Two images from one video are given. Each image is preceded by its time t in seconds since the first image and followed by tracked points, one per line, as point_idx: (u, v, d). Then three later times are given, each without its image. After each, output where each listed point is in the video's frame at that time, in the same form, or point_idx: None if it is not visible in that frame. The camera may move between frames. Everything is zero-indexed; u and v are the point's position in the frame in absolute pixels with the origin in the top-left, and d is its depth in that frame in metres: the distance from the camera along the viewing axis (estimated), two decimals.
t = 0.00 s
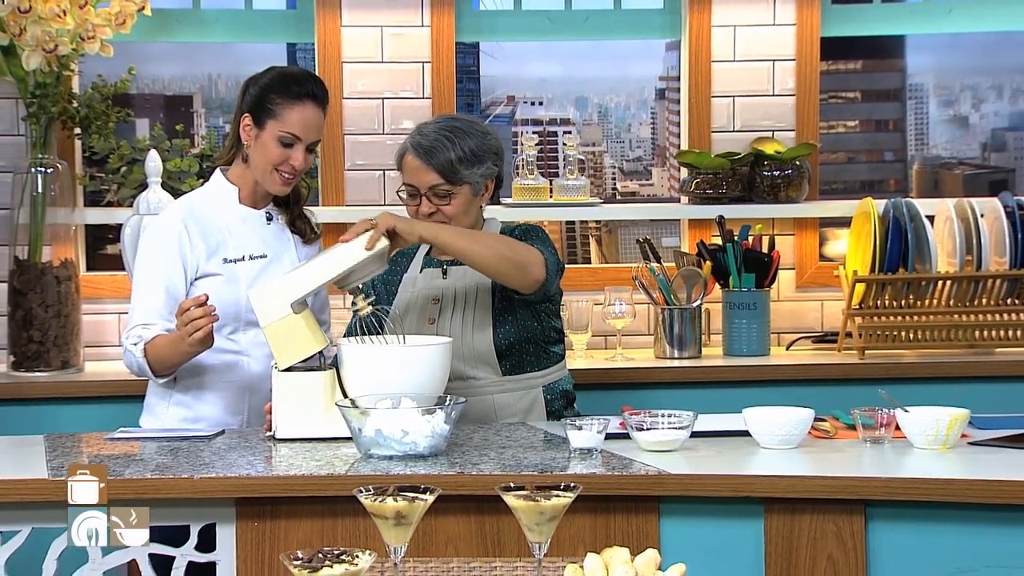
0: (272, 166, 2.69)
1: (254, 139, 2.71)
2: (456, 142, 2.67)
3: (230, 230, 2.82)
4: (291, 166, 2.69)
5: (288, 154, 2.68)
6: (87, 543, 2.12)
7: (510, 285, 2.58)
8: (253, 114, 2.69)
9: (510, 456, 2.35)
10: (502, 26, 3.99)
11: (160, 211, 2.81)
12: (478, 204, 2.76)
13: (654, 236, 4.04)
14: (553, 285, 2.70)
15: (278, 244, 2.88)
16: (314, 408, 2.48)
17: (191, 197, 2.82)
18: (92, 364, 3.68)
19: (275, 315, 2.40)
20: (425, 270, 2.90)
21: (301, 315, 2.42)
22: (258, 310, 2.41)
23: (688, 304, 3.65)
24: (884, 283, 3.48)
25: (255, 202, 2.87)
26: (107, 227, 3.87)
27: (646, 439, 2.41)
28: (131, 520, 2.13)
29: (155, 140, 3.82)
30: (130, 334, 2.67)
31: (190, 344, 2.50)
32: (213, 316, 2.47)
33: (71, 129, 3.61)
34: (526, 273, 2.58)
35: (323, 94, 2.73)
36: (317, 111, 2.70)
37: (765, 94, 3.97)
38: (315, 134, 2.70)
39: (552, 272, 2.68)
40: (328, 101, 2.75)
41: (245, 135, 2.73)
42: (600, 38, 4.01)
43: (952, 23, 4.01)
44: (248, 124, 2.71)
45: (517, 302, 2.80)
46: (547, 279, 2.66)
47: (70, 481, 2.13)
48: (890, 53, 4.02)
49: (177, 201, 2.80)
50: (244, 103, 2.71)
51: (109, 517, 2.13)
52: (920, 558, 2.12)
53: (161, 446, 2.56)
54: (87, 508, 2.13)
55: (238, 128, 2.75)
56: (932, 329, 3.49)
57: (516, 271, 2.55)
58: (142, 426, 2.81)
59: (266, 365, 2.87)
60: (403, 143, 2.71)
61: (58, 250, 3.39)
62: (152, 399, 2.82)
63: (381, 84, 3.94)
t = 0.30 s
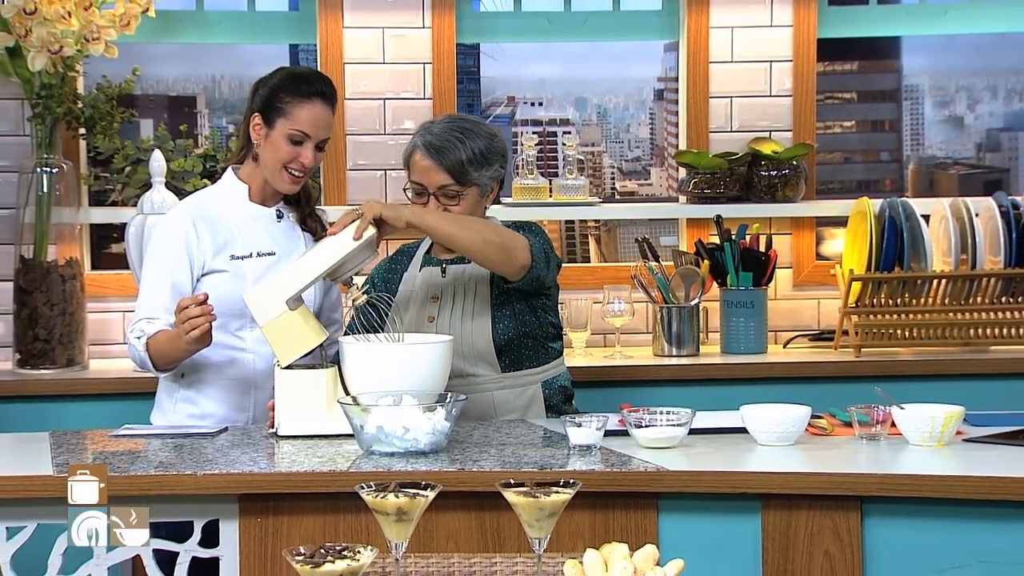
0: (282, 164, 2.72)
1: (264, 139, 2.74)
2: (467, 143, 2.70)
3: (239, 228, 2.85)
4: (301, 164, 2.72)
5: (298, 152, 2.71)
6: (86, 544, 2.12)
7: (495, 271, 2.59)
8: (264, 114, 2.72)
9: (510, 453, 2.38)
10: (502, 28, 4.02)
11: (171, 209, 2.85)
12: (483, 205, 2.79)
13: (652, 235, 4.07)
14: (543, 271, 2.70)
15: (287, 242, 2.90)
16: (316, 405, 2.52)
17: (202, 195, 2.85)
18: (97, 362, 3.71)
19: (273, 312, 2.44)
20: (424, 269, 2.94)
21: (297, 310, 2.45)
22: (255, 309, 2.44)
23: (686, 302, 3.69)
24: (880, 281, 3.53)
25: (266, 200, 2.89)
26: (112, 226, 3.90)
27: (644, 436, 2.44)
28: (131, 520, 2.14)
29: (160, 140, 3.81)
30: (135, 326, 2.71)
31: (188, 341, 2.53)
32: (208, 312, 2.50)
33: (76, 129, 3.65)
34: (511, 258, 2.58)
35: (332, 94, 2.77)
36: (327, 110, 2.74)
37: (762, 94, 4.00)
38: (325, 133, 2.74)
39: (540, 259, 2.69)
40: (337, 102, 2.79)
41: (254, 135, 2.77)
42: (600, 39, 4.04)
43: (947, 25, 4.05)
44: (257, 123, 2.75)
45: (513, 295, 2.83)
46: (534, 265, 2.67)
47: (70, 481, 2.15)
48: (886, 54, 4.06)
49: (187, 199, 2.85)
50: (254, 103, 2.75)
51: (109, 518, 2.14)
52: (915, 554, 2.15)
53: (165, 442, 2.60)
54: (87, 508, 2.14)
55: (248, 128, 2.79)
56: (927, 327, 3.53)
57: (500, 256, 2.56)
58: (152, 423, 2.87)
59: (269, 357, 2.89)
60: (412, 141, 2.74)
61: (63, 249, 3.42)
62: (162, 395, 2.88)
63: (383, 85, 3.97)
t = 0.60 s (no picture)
0: (293, 163, 2.75)
1: (275, 139, 2.78)
2: (475, 143, 2.74)
3: (248, 229, 2.89)
4: (311, 163, 2.75)
5: (308, 151, 2.75)
6: (87, 543, 2.16)
7: (485, 260, 2.61)
8: (275, 114, 2.76)
9: (510, 450, 2.41)
10: (502, 29, 4.05)
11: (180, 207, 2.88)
12: (488, 206, 2.83)
13: (651, 234, 4.10)
14: (536, 263, 2.72)
15: (294, 244, 2.93)
16: (319, 402, 2.55)
17: (213, 195, 2.89)
18: (102, 360, 3.75)
19: (271, 311, 2.43)
20: (425, 267, 2.98)
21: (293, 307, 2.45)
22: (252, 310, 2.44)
23: (684, 301, 3.71)
24: (876, 279, 3.56)
25: (276, 200, 2.92)
26: (116, 225, 3.94)
27: (643, 433, 2.47)
28: (132, 520, 2.19)
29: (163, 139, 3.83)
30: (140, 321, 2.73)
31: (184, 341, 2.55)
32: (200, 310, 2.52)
33: (80, 129, 3.69)
34: (500, 246, 2.60)
35: (342, 95, 2.80)
36: (337, 110, 2.78)
37: (759, 95, 4.04)
38: (334, 133, 2.77)
39: (532, 252, 2.71)
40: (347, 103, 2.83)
41: (265, 135, 2.81)
42: (600, 39, 4.08)
43: (943, 26, 4.08)
44: (268, 123, 2.79)
45: (513, 290, 2.86)
46: (523, 255, 2.68)
47: (70, 481, 2.19)
48: (882, 55, 4.09)
49: (197, 197, 2.88)
50: (266, 103, 2.78)
51: (109, 518, 2.19)
52: (910, 549, 2.17)
53: (169, 439, 2.63)
54: (87, 508, 2.19)
55: (260, 128, 2.82)
56: (923, 325, 3.57)
57: (490, 245, 2.58)
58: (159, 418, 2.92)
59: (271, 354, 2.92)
60: (421, 139, 2.77)
61: (68, 248, 3.46)
62: (167, 391, 2.93)
63: (384, 85, 4.01)
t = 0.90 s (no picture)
0: (303, 165, 2.79)
1: (286, 140, 2.81)
2: (478, 145, 2.77)
3: (255, 229, 2.91)
4: (320, 166, 2.79)
5: (318, 153, 2.78)
6: (87, 543, 2.21)
7: (473, 256, 2.62)
8: (286, 115, 2.79)
9: (511, 446, 2.45)
10: (502, 30, 4.08)
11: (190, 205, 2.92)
12: (489, 208, 2.86)
13: (650, 232, 4.14)
14: (527, 259, 2.73)
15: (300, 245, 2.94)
16: (322, 400, 2.58)
17: (223, 193, 2.92)
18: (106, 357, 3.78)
19: (271, 308, 2.46)
20: (426, 265, 3.01)
21: (291, 305, 2.47)
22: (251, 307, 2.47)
23: (683, 299, 3.74)
24: (874, 278, 3.58)
25: (284, 201, 2.93)
26: (121, 224, 3.97)
27: (642, 429, 2.50)
28: (132, 520, 2.23)
29: (166, 140, 3.88)
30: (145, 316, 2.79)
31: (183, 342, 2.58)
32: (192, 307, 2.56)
33: (85, 128, 3.72)
34: (488, 242, 2.61)
35: (353, 97, 2.83)
36: (347, 112, 2.80)
37: (757, 95, 4.07)
38: (344, 135, 2.80)
39: (524, 248, 2.72)
40: (358, 105, 2.85)
41: (277, 136, 2.84)
42: (600, 40, 4.11)
43: (939, 26, 4.11)
44: (280, 124, 2.82)
45: (511, 288, 2.89)
46: (513, 251, 2.69)
47: (70, 481, 2.23)
48: (879, 56, 4.12)
49: (208, 196, 2.92)
50: (278, 104, 2.81)
51: (109, 518, 2.23)
52: (908, 545, 2.19)
53: (173, 436, 2.66)
54: (87, 508, 2.23)
55: (271, 129, 2.85)
56: (920, 323, 3.60)
57: (479, 240, 2.59)
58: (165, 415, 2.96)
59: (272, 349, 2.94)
60: (425, 139, 2.80)
61: (72, 246, 3.49)
62: (173, 388, 2.97)
63: (385, 85, 4.04)
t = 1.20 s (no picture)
0: (312, 169, 2.82)
1: (296, 142, 2.83)
2: (480, 144, 2.79)
3: (263, 228, 2.93)
4: (329, 170, 2.81)
5: (327, 157, 2.80)
6: (87, 543, 2.23)
7: (479, 254, 2.65)
8: (296, 118, 2.81)
9: (512, 443, 2.47)
10: (503, 30, 4.11)
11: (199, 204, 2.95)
12: (494, 204, 2.88)
13: (650, 231, 4.17)
14: (531, 259, 2.76)
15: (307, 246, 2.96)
16: (326, 397, 2.61)
17: (234, 192, 2.94)
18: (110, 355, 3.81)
19: (276, 306, 2.48)
20: (429, 264, 3.03)
21: (294, 303, 2.50)
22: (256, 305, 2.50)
23: (683, 297, 3.77)
24: (872, 275, 3.61)
25: (294, 203, 2.95)
26: (125, 222, 4.00)
27: (643, 426, 2.53)
28: (131, 520, 2.27)
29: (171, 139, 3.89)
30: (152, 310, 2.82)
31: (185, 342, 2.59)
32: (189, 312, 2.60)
33: (89, 127, 3.74)
34: (493, 240, 2.64)
35: (363, 101, 2.85)
36: (357, 117, 2.82)
37: (757, 94, 4.10)
38: (353, 139, 2.82)
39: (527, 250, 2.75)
40: (369, 108, 2.87)
41: (288, 138, 2.87)
42: (600, 40, 4.13)
43: (936, 27, 4.14)
44: (290, 127, 2.84)
45: (513, 286, 2.91)
46: (518, 250, 2.72)
47: (70, 483, 2.26)
48: (877, 56, 4.15)
49: (220, 194, 2.95)
50: (289, 107, 2.84)
51: (109, 517, 2.27)
52: (906, 540, 2.21)
53: (177, 432, 2.69)
54: (88, 508, 2.26)
55: (284, 131, 2.88)
56: (918, 321, 3.63)
57: (484, 239, 2.62)
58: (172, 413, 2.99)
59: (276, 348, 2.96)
60: (427, 139, 2.83)
61: (78, 244, 3.51)
62: (181, 386, 3.01)
63: (387, 85, 4.07)
